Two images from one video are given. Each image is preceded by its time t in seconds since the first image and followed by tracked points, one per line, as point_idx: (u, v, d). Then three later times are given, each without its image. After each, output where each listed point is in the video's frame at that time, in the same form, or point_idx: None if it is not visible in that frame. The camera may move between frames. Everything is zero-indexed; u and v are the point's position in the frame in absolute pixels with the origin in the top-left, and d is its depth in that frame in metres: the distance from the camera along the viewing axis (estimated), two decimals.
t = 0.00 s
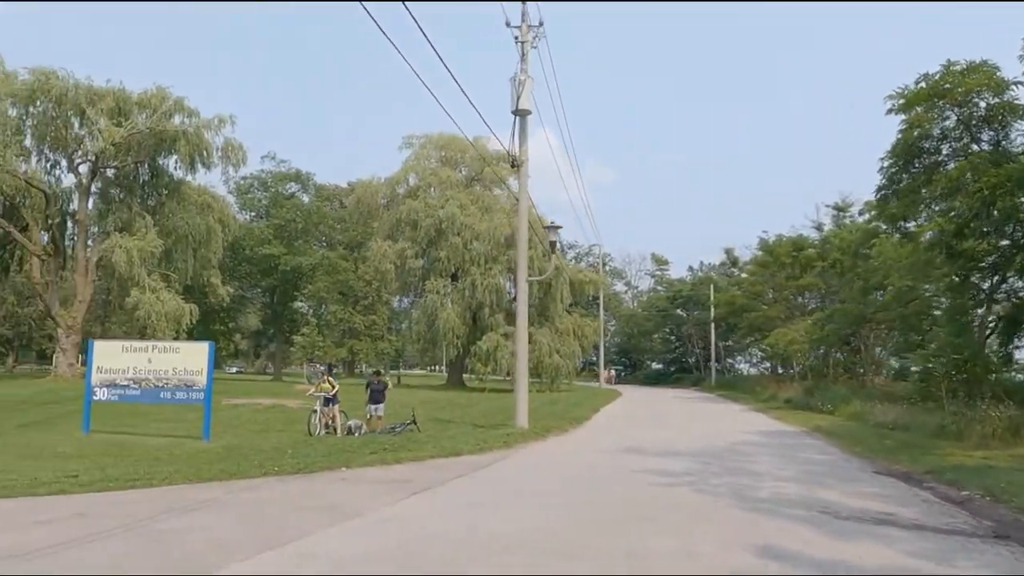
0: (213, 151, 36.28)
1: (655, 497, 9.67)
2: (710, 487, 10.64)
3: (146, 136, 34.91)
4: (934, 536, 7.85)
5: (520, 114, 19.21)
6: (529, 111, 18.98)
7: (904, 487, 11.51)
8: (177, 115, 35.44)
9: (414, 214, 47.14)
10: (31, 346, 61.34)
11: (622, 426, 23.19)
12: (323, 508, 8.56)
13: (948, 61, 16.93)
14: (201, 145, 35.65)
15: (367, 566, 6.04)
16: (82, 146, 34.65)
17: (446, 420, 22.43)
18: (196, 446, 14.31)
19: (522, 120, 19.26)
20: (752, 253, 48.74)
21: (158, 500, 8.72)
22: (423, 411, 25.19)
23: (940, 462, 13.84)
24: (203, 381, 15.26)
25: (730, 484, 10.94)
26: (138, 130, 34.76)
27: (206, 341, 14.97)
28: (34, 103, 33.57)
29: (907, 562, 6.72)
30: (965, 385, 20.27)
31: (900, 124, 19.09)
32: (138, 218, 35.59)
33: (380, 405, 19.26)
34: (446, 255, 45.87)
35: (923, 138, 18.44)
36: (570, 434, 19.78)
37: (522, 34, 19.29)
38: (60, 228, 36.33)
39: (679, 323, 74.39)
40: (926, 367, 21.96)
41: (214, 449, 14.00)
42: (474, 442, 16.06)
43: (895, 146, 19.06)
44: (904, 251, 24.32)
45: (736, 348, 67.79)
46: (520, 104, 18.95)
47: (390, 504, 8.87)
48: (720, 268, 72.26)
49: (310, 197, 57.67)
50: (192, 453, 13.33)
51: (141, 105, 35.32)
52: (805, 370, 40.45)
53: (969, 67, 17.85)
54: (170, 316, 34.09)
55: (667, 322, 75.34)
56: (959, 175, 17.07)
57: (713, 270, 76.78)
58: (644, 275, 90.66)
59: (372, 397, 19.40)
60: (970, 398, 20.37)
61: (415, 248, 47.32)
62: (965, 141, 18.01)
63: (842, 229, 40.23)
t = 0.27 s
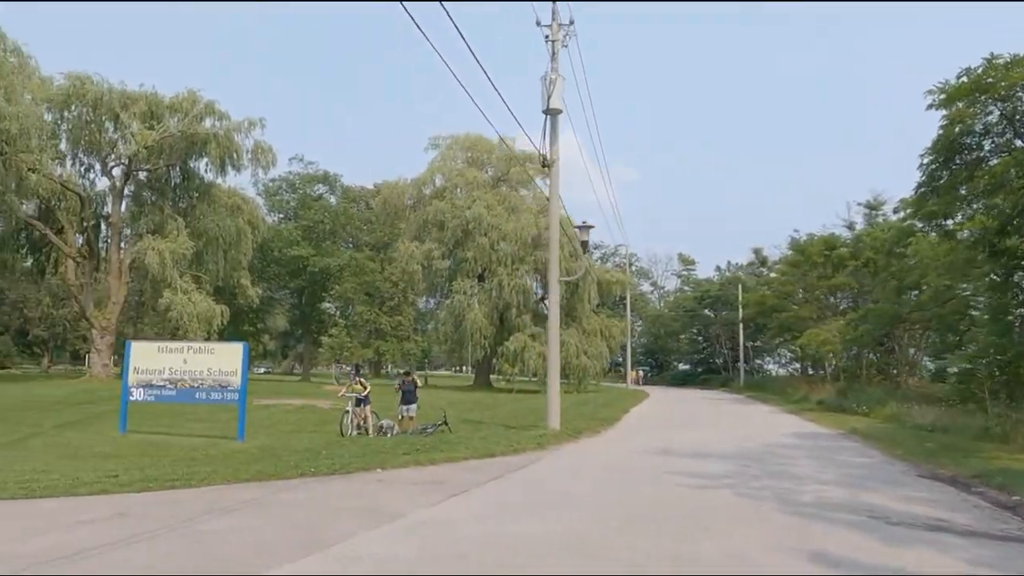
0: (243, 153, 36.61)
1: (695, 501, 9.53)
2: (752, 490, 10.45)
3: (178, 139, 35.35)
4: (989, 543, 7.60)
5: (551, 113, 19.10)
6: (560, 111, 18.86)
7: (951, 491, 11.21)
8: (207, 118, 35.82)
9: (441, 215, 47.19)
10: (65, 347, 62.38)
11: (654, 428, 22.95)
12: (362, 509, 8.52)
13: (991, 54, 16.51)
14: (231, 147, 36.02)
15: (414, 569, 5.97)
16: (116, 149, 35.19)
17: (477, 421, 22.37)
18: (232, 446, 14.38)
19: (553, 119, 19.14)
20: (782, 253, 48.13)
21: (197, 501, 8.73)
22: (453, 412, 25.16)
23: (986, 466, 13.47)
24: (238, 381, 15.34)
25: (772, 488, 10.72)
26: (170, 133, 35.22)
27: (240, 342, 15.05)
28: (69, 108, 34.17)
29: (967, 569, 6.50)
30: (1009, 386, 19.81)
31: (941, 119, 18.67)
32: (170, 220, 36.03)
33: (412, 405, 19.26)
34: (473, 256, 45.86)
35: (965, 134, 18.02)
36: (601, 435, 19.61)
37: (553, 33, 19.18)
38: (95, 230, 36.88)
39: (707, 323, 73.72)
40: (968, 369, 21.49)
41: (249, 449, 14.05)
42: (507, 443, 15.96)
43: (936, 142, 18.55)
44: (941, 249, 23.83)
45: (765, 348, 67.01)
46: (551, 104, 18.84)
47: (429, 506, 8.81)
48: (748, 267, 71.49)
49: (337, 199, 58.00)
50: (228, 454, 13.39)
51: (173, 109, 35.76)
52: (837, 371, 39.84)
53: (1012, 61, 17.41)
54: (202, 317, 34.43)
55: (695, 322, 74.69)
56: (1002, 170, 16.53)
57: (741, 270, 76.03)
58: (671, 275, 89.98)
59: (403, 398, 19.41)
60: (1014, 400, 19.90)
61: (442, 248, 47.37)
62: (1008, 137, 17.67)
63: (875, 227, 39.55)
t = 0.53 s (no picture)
0: (270, 155, 36.85)
1: (734, 503, 9.35)
2: (791, 493, 10.22)
3: (206, 141, 35.65)
4: None
5: (580, 111, 18.95)
6: (589, 108, 18.70)
7: (997, 495, 10.89)
8: (235, 120, 36.10)
9: (465, 215, 47.16)
10: (95, 348, 63.19)
11: (684, 430, 22.67)
12: (398, 511, 8.43)
13: None
14: (258, 149, 36.26)
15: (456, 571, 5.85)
16: (145, 152, 35.59)
17: (505, 422, 22.23)
18: (263, 446, 14.38)
19: (581, 117, 18.99)
20: (810, 253, 47.49)
21: (232, 501, 8.69)
22: (480, 413, 25.07)
23: None
24: (269, 382, 15.36)
25: (812, 490, 10.48)
26: (198, 136, 35.55)
27: (271, 342, 15.05)
28: (100, 111, 34.63)
29: None
30: None
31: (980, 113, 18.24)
32: (198, 221, 36.33)
33: (440, 406, 19.18)
34: (497, 257, 45.79)
35: (1005, 129, 17.57)
36: (631, 436, 19.38)
37: (582, 31, 19.03)
38: (124, 232, 37.28)
39: (733, 324, 73.02)
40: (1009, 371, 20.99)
41: (280, 449, 14.04)
42: (537, 444, 15.82)
43: (975, 138, 18.09)
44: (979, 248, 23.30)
45: (792, 349, 66.23)
46: (580, 102, 18.70)
47: (465, 508, 8.70)
48: (774, 268, 70.64)
49: (362, 200, 58.21)
50: (259, 454, 13.39)
51: (201, 111, 36.07)
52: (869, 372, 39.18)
53: None
54: (229, 318, 34.66)
55: (720, 323, 73.97)
56: None
57: (767, 270, 75.23)
58: (695, 275, 89.19)
59: (432, 398, 19.36)
60: None
61: (466, 249, 47.33)
62: None
63: (907, 226, 38.85)
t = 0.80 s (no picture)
0: (293, 156, 36.99)
1: (775, 509, 9.17)
2: (831, 499, 9.99)
3: (230, 143, 35.84)
4: None
5: (607, 110, 18.76)
6: (616, 107, 18.51)
7: None
8: (259, 122, 36.27)
9: (487, 216, 47.04)
10: (120, 348, 63.82)
11: (712, 432, 22.39)
12: (435, 515, 8.36)
13: None
14: (281, 151, 36.40)
15: None
16: (170, 154, 35.86)
17: (530, 424, 22.06)
18: (291, 448, 14.34)
19: (608, 116, 18.80)
20: (836, 252, 46.88)
21: (266, 505, 8.64)
22: (504, 414, 24.94)
23: None
24: (296, 383, 15.32)
25: (853, 496, 10.24)
26: (222, 138, 35.77)
27: (298, 344, 15.01)
28: (126, 114, 34.93)
29: None
30: None
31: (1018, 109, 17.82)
32: (222, 223, 36.55)
33: (465, 408, 19.07)
34: (519, 257, 45.66)
35: None
36: (660, 439, 19.14)
37: (608, 29, 18.84)
38: (150, 234, 37.56)
39: (756, 325, 72.30)
40: None
41: (308, 451, 13.99)
42: (565, 447, 15.67)
43: (1014, 134, 17.67)
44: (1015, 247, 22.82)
45: (816, 350, 65.45)
46: (607, 100, 18.51)
47: (502, 513, 8.61)
48: (798, 267, 69.89)
49: (383, 201, 58.28)
50: (288, 456, 13.34)
51: (225, 113, 36.26)
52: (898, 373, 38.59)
53: None
54: (253, 319, 34.80)
55: (743, 323, 73.31)
56: None
57: (790, 270, 74.43)
58: (717, 275, 88.46)
59: (458, 400, 19.26)
60: None
61: (488, 249, 47.21)
62: None
63: (937, 225, 38.19)
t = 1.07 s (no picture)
0: (314, 157, 37.12)
1: (812, 513, 9.00)
2: (870, 502, 9.78)
3: (252, 145, 36.01)
4: None
5: (632, 108, 18.60)
6: (641, 105, 18.35)
7: None
8: (280, 124, 36.43)
9: (506, 216, 46.93)
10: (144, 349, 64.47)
11: (738, 433, 22.14)
12: (469, 519, 8.25)
13: None
14: (302, 152, 36.55)
15: None
16: (192, 156, 36.06)
17: (554, 425, 21.93)
18: (317, 448, 14.31)
19: (633, 114, 18.63)
20: (860, 251, 46.35)
21: (298, 507, 8.57)
22: (527, 415, 24.79)
23: None
24: (321, 384, 15.29)
25: (893, 500, 10.02)
26: (244, 139, 35.95)
27: (323, 345, 14.98)
28: (149, 116, 35.21)
29: None
30: None
31: None
32: (244, 224, 36.76)
33: (489, 408, 18.95)
34: (539, 257, 45.57)
35: None
36: (686, 440, 18.94)
37: (633, 26, 18.69)
38: (173, 235, 37.82)
39: (777, 324, 71.64)
40: None
41: (334, 452, 13.94)
42: (592, 448, 15.50)
43: None
44: None
45: (839, 350, 64.77)
46: (632, 99, 18.35)
47: (537, 517, 8.50)
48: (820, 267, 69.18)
49: (402, 201, 58.35)
50: (315, 456, 13.31)
51: (247, 115, 36.45)
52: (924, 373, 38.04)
53: None
54: (276, 320, 34.95)
55: (764, 323, 72.70)
56: None
57: (812, 269, 73.74)
58: (737, 275, 87.82)
59: (482, 400, 19.16)
60: None
61: (507, 250, 47.13)
62: None
63: (964, 223, 37.60)
